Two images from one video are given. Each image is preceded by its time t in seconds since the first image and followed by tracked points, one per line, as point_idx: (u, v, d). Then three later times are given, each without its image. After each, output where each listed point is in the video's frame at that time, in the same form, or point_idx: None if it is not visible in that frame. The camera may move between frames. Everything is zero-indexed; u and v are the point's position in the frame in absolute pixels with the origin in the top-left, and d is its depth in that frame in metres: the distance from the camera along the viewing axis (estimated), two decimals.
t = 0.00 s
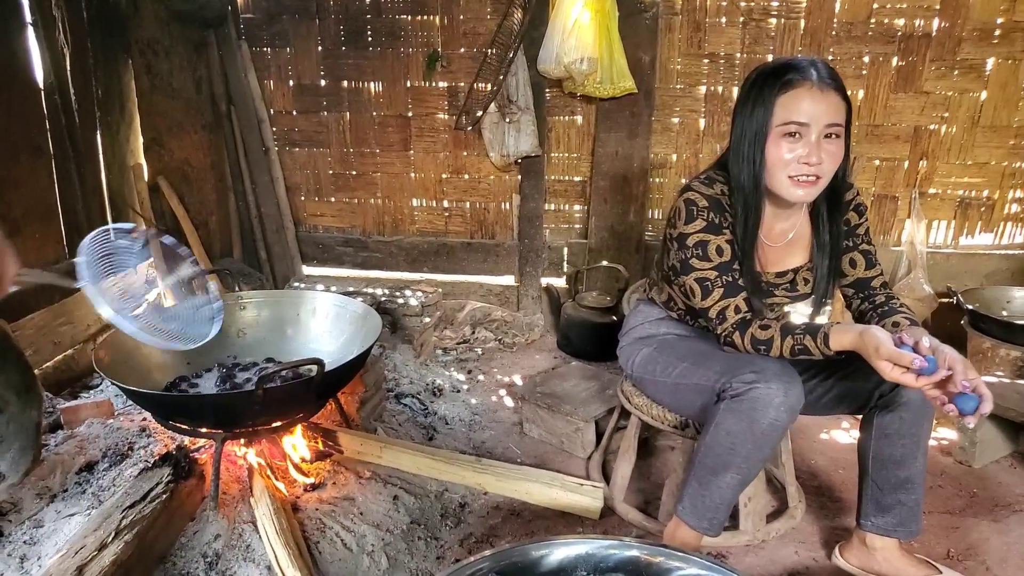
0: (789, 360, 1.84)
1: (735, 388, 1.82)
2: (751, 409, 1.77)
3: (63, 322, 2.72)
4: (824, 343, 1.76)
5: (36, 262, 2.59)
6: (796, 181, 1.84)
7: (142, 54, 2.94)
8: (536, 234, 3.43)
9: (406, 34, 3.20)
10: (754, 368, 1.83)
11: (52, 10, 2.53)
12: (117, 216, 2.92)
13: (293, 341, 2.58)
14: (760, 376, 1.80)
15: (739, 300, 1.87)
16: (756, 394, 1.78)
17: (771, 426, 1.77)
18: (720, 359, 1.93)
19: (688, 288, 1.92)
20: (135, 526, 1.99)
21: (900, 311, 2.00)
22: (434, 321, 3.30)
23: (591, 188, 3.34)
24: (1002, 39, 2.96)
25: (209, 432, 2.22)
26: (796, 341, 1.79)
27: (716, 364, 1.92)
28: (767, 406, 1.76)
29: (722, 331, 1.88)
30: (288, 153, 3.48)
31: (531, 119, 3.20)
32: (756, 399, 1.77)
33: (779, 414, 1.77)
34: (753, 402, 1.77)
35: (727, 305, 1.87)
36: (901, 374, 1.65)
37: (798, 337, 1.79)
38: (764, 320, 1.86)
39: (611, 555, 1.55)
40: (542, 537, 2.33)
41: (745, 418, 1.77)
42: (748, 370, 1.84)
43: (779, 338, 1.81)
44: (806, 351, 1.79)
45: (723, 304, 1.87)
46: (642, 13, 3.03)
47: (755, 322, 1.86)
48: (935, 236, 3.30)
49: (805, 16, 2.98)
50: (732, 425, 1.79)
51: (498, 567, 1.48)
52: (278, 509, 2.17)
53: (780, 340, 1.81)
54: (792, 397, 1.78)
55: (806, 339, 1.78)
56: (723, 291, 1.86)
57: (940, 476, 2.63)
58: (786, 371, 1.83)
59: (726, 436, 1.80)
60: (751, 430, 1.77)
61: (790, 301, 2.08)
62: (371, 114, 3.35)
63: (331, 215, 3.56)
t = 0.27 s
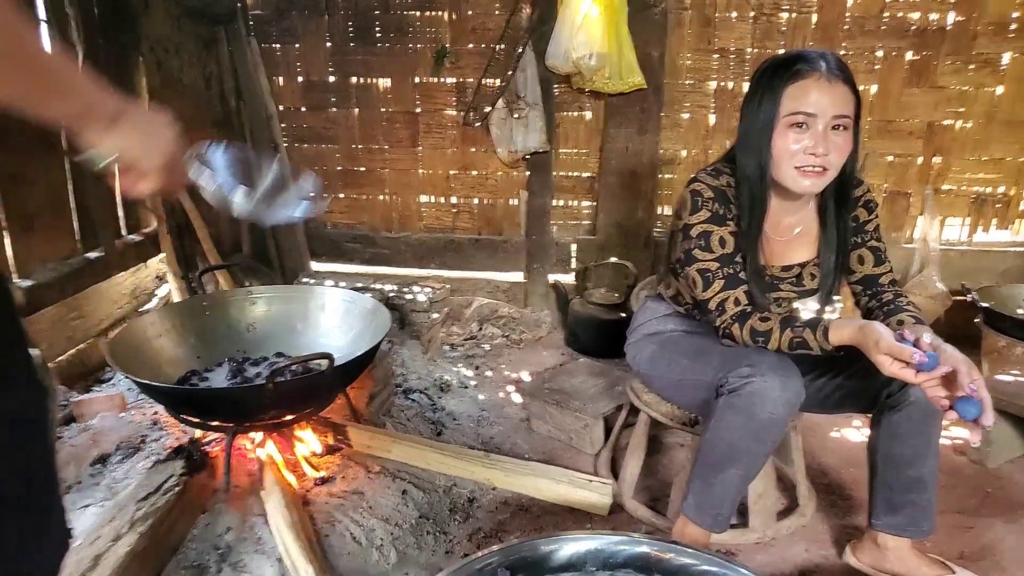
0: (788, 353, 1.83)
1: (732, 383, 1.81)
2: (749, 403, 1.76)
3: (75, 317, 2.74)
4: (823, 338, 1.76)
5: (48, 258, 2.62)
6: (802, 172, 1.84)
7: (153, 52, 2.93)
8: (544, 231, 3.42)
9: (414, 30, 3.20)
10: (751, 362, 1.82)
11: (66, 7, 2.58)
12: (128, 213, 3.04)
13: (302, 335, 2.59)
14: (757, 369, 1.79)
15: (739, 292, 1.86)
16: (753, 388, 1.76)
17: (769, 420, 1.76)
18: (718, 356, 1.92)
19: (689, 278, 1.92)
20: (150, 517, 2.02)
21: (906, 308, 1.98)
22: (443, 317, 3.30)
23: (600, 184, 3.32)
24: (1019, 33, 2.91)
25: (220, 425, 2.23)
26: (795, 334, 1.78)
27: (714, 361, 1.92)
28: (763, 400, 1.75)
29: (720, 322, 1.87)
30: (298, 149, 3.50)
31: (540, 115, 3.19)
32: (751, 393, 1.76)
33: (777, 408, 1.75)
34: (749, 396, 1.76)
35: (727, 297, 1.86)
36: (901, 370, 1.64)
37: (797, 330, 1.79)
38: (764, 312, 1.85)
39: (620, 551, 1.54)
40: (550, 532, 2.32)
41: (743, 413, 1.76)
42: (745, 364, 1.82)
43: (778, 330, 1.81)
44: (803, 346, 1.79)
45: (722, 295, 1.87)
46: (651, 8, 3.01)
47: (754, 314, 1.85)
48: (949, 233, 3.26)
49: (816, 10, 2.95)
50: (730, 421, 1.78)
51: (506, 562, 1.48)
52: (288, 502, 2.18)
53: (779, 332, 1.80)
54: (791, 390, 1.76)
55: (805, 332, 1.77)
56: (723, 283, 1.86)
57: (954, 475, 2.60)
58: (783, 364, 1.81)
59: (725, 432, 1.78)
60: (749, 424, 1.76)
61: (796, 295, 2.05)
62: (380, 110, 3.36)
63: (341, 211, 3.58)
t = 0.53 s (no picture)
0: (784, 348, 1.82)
1: (727, 380, 1.82)
2: (744, 399, 1.76)
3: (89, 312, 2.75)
4: (817, 334, 1.75)
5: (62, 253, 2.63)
6: (814, 167, 1.83)
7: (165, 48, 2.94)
8: (557, 228, 3.43)
9: (428, 27, 3.20)
10: (746, 357, 1.82)
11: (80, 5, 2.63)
12: (140, 207, 3.08)
13: (314, 332, 2.59)
14: (752, 365, 1.79)
15: (741, 286, 1.88)
16: (747, 384, 1.77)
17: (767, 415, 1.75)
18: (717, 353, 1.92)
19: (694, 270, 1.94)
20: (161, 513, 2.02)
21: (917, 307, 1.96)
22: (455, 314, 3.30)
23: (613, 181, 3.32)
24: None
25: (232, 422, 2.23)
26: (791, 328, 1.78)
27: (713, 358, 1.92)
28: (758, 395, 1.75)
29: (720, 316, 1.89)
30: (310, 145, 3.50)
31: (553, 112, 3.19)
32: (746, 389, 1.76)
33: (773, 402, 1.75)
34: (744, 392, 1.76)
35: (729, 291, 1.88)
36: (890, 367, 1.65)
37: (794, 325, 1.78)
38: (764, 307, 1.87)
39: (633, 548, 1.53)
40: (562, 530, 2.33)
41: (739, 409, 1.76)
42: (740, 361, 1.83)
43: (776, 324, 1.81)
44: (799, 341, 1.78)
45: (724, 289, 1.88)
46: (665, 6, 3.01)
47: (754, 309, 1.86)
48: (961, 231, 3.26)
49: (831, 9, 2.95)
50: (728, 418, 1.78)
51: (519, 559, 1.48)
52: (301, 499, 2.18)
53: (776, 327, 1.80)
54: (786, 384, 1.75)
55: (801, 327, 1.77)
56: (726, 277, 1.88)
57: (965, 474, 2.60)
58: (778, 359, 1.80)
59: (724, 429, 1.78)
60: (746, 421, 1.76)
61: (807, 292, 2.05)
62: (393, 107, 3.35)
63: (352, 208, 3.58)
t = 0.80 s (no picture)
0: (768, 349, 1.82)
1: (713, 381, 1.82)
2: (730, 400, 1.76)
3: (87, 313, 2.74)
4: (799, 335, 1.73)
5: (61, 254, 2.62)
6: (816, 167, 1.83)
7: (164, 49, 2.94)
8: (556, 229, 3.43)
9: (427, 28, 3.21)
10: (730, 358, 1.82)
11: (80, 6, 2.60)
12: (139, 209, 3.05)
13: (313, 333, 2.58)
14: (735, 365, 1.79)
15: (732, 286, 1.89)
16: (732, 384, 1.77)
17: (753, 415, 1.75)
18: (705, 353, 1.93)
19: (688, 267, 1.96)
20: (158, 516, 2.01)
21: (916, 307, 1.97)
22: (454, 315, 3.29)
23: (612, 182, 3.33)
24: None
25: (229, 424, 2.22)
26: (773, 328, 1.77)
27: (701, 359, 1.92)
28: (743, 395, 1.75)
29: (709, 315, 1.90)
30: (310, 146, 3.50)
31: (552, 113, 3.20)
32: (731, 389, 1.76)
33: (759, 402, 1.75)
34: (729, 393, 1.77)
35: (720, 288, 1.89)
36: (866, 370, 1.59)
37: (777, 326, 1.78)
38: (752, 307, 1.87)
39: (632, 550, 1.53)
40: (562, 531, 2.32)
41: (724, 410, 1.77)
42: (725, 361, 1.83)
43: (760, 323, 1.81)
44: (781, 341, 1.77)
45: (715, 287, 1.90)
46: (664, 7, 3.02)
47: (741, 307, 1.87)
48: (959, 231, 3.27)
49: (829, 10, 2.96)
50: (715, 418, 1.78)
51: (518, 561, 1.47)
52: (299, 501, 2.17)
53: (760, 326, 1.81)
54: (772, 383, 1.75)
55: (783, 327, 1.76)
56: (718, 275, 1.89)
57: (964, 474, 2.60)
58: (763, 358, 1.81)
59: (712, 430, 1.78)
60: (733, 421, 1.76)
61: (806, 291, 2.05)
62: (392, 108, 3.36)
63: (352, 209, 3.58)
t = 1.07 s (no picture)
0: (773, 350, 1.83)
1: (718, 381, 1.82)
2: (735, 400, 1.76)
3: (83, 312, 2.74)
4: (804, 337, 1.76)
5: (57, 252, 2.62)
6: (816, 167, 1.84)
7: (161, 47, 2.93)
8: (554, 229, 3.44)
9: (426, 27, 3.21)
10: (735, 359, 1.82)
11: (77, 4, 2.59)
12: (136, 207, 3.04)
13: (310, 333, 2.57)
14: (741, 366, 1.80)
15: (735, 286, 1.89)
16: (737, 385, 1.77)
17: (757, 415, 1.75)
18: (707, 354, 1.93)
19: (689, 269, 1.96)
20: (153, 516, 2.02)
21: (912, 307, 1.98)
22: (452, 314, 3.29)
23: (611, 182, 3.34)
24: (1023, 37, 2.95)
25: (225, 423, 2.20)
26: (778, 330, 1.79)
27: (704, 360, 1.92)
28: (748, 396, 1.75)
29: (713, 315, 1.90)
30: (308, 145, 3.49)
31: (551, 114, 3.20)
32: (737, 390, 1.76)
33: (764, 403, 1.75)
34: (735, 393, 1.77)
35: (723, 290, 1.89)
36: (872, 372, 1.64)
37: (782, 328, 1.79)
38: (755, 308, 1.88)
39: (629, 550, 1.53)
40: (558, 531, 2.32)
41: (729, 410, 1.77)
42: (730, 361, 1.83)
43: (765, 324, 1.82)
44: (786, 343, 1.79)
45: (718, 288, 1.90)
46: (663, 9, 3.03)
47: (745, 309, 1.88)
48: (954, 233, 3.30)
49: (826, 13, 2.98)
50: (719, 419, 1.78)
51: (515, 562, 1.47)
52: (295, 501, 2.16)
53: (765, 328, 1.82)
54: (777, 385, 1.76)
55: (789, 329, 1.78)
56: (720, 276, 1.89)
57: (959, 474, 2.62)
58: (767, 360, 1.81)
59: (715, 431, 1.79)
60: (737, 422, 1.76)
61: (803, 292, 2.06)
62: (391, 107, 3.36)
63: (350, 208, 3.58)
